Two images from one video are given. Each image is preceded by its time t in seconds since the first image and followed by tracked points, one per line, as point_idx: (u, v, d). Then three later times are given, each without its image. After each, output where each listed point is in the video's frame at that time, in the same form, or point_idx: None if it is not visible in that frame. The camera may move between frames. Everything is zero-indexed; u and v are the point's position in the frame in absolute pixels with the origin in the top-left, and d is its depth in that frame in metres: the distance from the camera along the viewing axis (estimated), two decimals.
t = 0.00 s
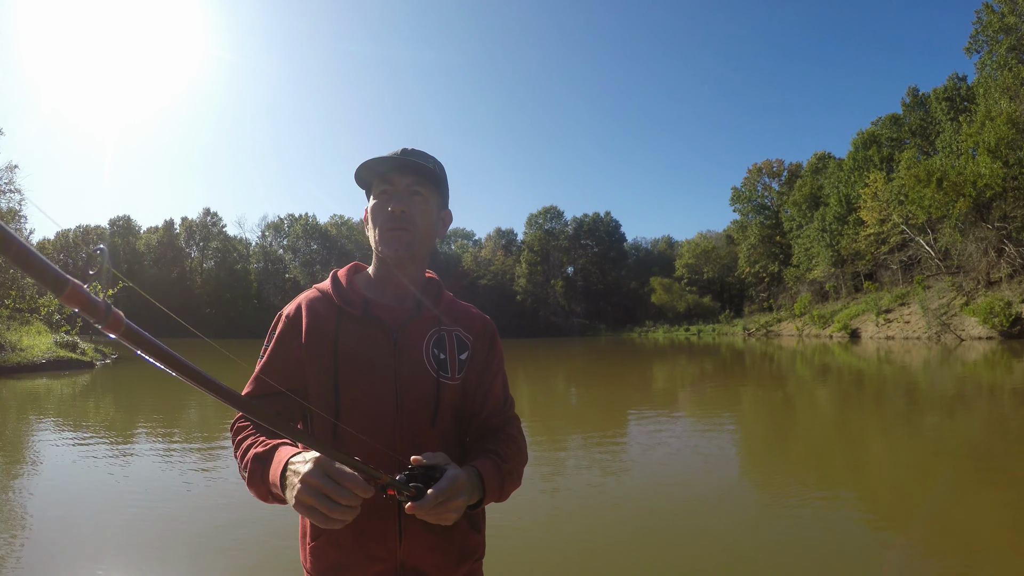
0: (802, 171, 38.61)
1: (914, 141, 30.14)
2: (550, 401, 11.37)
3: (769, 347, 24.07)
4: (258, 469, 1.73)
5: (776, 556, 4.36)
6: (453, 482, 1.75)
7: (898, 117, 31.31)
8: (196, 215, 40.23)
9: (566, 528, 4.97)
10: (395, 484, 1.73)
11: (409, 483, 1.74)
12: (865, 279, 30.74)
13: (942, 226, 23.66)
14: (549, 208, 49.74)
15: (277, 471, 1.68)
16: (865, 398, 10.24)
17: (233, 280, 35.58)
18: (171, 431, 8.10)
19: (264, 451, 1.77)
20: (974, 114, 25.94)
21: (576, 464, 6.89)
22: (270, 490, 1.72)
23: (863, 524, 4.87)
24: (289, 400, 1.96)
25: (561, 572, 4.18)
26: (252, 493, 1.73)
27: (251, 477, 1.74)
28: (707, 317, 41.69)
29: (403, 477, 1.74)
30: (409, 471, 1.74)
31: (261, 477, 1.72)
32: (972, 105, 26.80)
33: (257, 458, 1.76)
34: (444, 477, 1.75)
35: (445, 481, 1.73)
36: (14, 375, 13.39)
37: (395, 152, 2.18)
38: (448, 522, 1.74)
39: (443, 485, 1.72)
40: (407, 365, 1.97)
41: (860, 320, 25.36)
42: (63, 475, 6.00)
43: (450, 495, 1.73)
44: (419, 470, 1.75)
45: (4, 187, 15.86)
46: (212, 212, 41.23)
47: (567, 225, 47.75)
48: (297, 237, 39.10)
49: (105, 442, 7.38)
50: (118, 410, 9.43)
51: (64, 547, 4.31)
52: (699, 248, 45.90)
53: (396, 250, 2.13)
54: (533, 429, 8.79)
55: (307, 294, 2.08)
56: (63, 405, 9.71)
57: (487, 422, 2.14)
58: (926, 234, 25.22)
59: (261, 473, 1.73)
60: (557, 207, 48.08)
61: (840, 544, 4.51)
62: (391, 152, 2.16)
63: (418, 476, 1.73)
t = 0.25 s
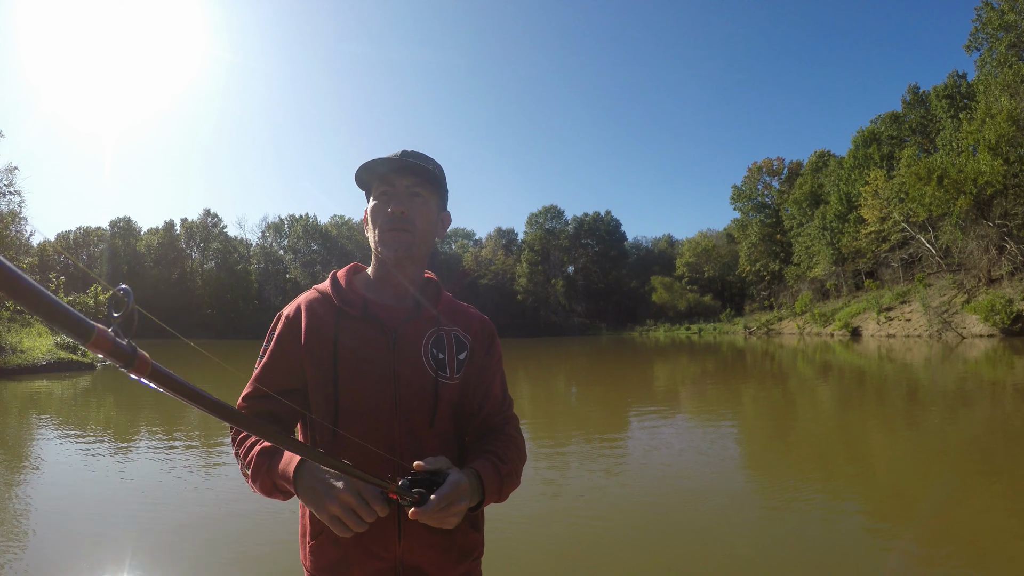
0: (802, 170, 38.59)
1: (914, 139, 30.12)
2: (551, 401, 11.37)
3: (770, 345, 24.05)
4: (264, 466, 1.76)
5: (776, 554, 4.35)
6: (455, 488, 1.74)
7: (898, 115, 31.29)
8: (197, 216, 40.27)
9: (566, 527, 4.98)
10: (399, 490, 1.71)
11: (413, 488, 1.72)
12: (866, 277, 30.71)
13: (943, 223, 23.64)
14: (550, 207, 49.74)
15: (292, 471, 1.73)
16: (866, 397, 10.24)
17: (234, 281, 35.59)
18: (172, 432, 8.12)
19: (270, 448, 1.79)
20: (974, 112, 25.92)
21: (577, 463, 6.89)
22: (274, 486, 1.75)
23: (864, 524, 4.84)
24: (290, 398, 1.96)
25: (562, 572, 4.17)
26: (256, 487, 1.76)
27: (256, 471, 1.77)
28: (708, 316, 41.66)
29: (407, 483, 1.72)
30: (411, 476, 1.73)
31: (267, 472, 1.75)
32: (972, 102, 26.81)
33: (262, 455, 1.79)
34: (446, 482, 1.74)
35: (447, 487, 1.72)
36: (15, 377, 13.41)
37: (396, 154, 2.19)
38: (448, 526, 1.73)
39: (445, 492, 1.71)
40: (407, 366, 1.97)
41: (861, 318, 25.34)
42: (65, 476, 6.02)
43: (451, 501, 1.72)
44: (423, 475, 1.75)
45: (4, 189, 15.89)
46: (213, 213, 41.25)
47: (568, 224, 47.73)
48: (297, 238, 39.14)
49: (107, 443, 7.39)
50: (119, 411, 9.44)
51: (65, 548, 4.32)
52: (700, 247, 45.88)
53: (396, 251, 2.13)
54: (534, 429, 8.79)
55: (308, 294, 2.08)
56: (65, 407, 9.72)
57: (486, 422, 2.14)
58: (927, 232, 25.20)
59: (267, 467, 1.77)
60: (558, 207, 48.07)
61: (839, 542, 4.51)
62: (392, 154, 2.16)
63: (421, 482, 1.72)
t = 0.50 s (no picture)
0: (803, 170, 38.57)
1: (915, 139, 30.08)
2: (552, 401, 11.37)
3: (771, 345, 24.03)
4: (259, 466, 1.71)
5: (778, 554, 4.36)
6: (456, 490, 1.74)
7: (899, 115, 31.19)
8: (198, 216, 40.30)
9: (567, 527, 4.98)
10: (399, 493, 1.71)
11: (413, 491, 1.72)
12: (867, 277, 30.66)
13: (944, 224, 23.62)
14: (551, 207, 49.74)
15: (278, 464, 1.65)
16: (866, 397, 10.26)
17: (235, 280, 35.60)
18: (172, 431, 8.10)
19: (263, 446, 1.72)
20: (975, 112, 25.88)
21: (578, 463, 6.90)
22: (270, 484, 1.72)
23: (866, 525, 4.84)
24: (290, 397, 1.96)
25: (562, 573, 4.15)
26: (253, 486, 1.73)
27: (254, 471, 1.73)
28: (709, 316, 41.63)
29: (408, 486, 1.72)
30: (412, 479, 1.73)
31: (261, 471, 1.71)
32: (974, 103, 26.78)
33: (255, 452, 1.72)
34: (447, 485, 1.74)
35: (448, 490, 1.71)
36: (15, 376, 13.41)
37: (396, 154, 2.18)
38: (449, 525, 1.73)
39: (445, 495, 1.70)
40: (405, 366, 1.96)
41: (862, 319, 25.34)
42: (65, 476, 6.00)
43: (452, 502, 1.71)
44: (424, 478, 1.75)
45: (5, 189, 15.90)
46: (214, 213, 41.27)
47: (569, 225, 47.71)
48: (298, 238, 39.16)
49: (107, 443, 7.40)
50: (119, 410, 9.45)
51: (63, 548, 4.30)
52: (701, 248, 45.87)
53: (396, 252, 2.12)
54: (535, 429, 8.81)
55: (307, 296, 2.08)
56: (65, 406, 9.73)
57: (485, 423, 2.14)
58: (929, 232, 25.18)
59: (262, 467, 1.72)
60: (559, 207, 48.06)
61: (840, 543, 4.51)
62: (392, 156, 2.16)
63: (423, 485, 1.73)
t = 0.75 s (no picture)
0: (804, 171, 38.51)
1: (916, 141, 30.02)
2: (552, 401, 11.36)
3: (772, 347, 23.99)
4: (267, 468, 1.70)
5: (779, 555, 4.36)
6: (461, 489, 1.74)
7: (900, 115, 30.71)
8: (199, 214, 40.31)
9: (568, 527, 4.98)
10: (404, 492, 1.70)
11: (419, 490, 1.72)
12: (869, 279, 30.60)
13: (946, 226, 23.60)
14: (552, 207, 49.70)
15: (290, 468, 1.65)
16: (868, 399, 10.25)
17: (236, 279, 35.60)
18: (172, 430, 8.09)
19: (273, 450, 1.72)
20: (978, 114, 25.79)
21: (579, 463, 6.90)
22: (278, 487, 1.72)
23: (867, 526, 4.84)
24: (292, 398, 1.96)
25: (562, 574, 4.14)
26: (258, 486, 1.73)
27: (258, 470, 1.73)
28: (710, 317, 41.57)
29: (413, 485, 1.71)
30: (417, 479, 1.72)
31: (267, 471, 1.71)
32: (976, 105, 26.70)
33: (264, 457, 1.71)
34: (452, 485, 1.74)
35: (453, 489, 1.71)
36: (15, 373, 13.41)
37: (399, 155, 2.18)
38: (454, 524, 1.73)
39: (451, 493, 1.70)
40: (407, 366, 1.96)
41: (863, 321, 25.31)
42: (64, 474, 5.99)
43: (457, 501, 1.71)
44: (429, 477, 1.74)
45: (6, 186, 15.91)
46: (215, 211, 41.28)
47: (570, 225, 47.66)
48: (300, 236, 39.19)
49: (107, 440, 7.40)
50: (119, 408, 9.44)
51: (63, 546, 4.30)
52: (702, 248, 45.83)
53: (397, 252, 2.12)
54: (535, 429, 8.81)
55: (309, 295, 2.07)
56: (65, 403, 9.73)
57: (486, 422, 2.13)
58: (930, 234, 25.12)
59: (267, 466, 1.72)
60: (560, 207, 48.04)
61: (842, 544, 4.50)
62: (395, 156, 2.15)
63: (428, 484, 1.72)
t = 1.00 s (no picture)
0: (806, 171, 38.47)
1: (918, 142, 29.98)
2: (553, 401, 11.36)
3: (773, 348, 23.95)
4: (266, 464, 1.71)
5: (777, 555, 4.37)
6: (460, 495, 1.73)
7: (903, 118, 30.95)
8: (200, 214, 40.34)
9: (568, 526, 5.00)
10: (404, 496, 1.70)
11: (420, 495, 1.71)
12: (870, 279, 30.56)
13: (947, 226, 23.55)
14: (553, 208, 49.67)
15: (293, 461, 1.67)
16: (869, 400, 10.24)
17: (237, 278, 35.60)
18: (173, 429, 8.08)
19: (272, 445, 1.73)
20: (979, 115, 25.76)
21: (579, 463, 6.91)
22: (278, 484, 1.73)
23: (866, 527, 4.85)
24: (293, 397, 1.95)
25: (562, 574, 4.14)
26: (260, 485, 1.73)
27: (258, 470, 1.73)
28: (711, 318, 41.52)
29: (413, 489, 1.70)
30: (417, 484, 1.70)
31: (268, 472, 1.71)
32: (977, 106, 26.67)
33: (264, 452, 1.73)
34: (451, 490, 1.73)
35: (452, 494, 1.70)
36: (16, 372, 13.42)
37: (402, 155, 2.17)
38: (454, 528, 1.72)
39: (450, 499, 1.69)
40: (407, 367, 1.96)
41: (865, 321, 25.29)
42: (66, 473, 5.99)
43: (457, 506, 1.71)
44: (429, 482, 1.74)
45: (7, 185, 15.90)
46: (216, 210, 41.29)
47: (571, 225, 47.63)
48: (301, 236, 39.20)
49: (108, 439, 7.41)
50: (119, 407, 9.45)
51: (65, 543, 4.30)
52: (703, 249, 45.79)
53: (398, 252, 2.11)
54: (536, 429, 8.81)
55: (309, 295, 2.07)
56: (66, 402, 9.74)
57: (486, 422, 2.14)
58: (931, 235, 25.10)
59: (268, 466, 1.72)
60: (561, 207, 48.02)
61: (841, 544, 4.52)
62: (397, 156, 2.15)
63: (428, 489, 1.71)
